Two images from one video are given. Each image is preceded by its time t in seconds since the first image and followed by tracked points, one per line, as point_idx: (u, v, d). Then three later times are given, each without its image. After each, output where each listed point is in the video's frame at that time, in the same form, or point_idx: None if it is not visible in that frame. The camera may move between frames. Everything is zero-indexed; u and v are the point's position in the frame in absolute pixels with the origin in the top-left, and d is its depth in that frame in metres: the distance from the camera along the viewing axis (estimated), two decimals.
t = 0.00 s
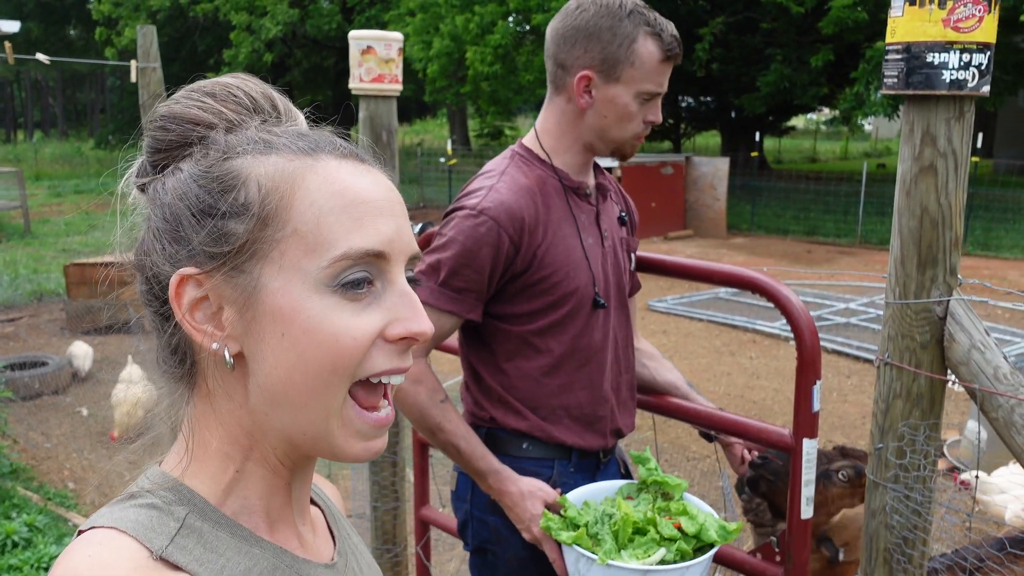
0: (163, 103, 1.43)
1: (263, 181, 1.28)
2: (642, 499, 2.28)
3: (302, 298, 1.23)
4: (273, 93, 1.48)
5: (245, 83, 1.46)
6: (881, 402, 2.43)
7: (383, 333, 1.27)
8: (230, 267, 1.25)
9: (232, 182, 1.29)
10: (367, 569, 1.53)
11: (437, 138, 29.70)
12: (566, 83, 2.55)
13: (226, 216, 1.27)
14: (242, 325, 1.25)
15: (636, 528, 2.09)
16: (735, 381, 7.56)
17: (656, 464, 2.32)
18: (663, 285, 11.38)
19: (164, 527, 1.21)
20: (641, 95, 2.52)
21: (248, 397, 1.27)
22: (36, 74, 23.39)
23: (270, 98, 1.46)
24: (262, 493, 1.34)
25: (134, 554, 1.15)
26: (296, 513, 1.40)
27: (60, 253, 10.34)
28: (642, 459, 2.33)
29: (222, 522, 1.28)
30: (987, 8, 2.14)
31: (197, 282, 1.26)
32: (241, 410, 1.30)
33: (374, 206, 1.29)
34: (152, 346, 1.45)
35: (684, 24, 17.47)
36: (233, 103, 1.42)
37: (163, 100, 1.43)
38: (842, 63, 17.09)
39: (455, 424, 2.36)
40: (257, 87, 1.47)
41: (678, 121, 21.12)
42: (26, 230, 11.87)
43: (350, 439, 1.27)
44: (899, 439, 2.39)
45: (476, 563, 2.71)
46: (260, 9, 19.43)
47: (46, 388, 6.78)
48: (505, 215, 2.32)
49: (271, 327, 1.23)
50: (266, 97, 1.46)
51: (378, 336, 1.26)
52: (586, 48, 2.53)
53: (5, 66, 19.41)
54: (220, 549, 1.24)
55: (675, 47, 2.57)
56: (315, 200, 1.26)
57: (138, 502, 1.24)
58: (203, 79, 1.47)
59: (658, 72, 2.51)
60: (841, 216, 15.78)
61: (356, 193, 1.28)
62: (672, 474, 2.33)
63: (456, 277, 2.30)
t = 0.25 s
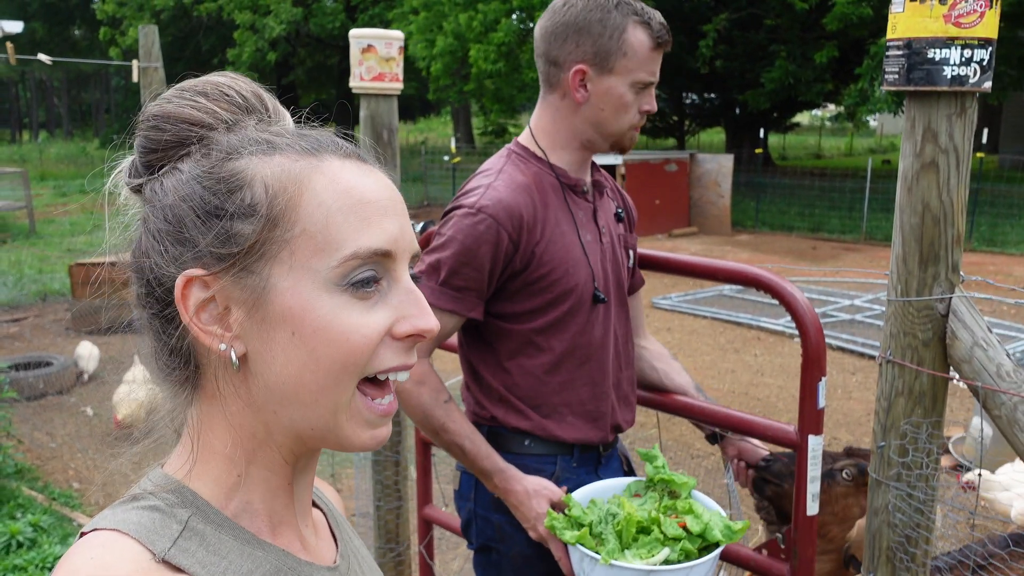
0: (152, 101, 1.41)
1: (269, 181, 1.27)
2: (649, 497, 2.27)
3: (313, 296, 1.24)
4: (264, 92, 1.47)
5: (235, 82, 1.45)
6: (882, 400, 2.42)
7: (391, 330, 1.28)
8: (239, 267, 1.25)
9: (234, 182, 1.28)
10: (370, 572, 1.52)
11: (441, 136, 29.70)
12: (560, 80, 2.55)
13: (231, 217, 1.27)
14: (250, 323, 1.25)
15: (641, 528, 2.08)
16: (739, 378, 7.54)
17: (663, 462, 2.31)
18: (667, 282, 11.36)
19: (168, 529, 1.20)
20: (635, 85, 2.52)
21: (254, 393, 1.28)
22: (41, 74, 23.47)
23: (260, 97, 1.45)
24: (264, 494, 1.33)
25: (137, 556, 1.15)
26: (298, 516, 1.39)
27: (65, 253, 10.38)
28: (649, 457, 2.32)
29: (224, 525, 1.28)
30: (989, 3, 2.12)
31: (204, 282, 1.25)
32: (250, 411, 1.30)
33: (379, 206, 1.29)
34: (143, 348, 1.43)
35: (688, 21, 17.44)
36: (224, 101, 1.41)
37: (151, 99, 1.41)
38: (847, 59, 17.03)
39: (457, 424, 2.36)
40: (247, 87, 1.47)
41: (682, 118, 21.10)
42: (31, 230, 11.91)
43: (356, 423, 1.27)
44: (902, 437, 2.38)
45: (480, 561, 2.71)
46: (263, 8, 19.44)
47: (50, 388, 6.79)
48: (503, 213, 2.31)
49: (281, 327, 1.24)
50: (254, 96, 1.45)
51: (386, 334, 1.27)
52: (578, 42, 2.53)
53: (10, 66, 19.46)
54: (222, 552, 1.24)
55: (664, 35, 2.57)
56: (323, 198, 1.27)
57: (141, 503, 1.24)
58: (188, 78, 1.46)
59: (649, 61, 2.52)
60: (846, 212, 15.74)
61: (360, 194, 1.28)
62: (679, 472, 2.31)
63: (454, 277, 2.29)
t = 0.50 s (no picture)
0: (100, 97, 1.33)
1: (306, 180, 1.28)
2: (650, 495, 2.26)
3: (358, 287, 1.28)
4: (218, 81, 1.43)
5: (206, 81, 1.42)
6: (887, 396, 2.40)
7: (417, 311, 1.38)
8: (290, 264, 1.24)
9: (263, 180, 1.26)
10: (370, 568, 1.52)
11: (445, 134, 29.71)
12: (558, 75, 2.53)
13: (266, 215, 1.25)
14: (299, 322, 1.26)
15: (638, 526, 2.08)
16: (746, 374, 7.52)
17: (665, 460, 2.29)
18: (673, 278, 11.34)
19: (169, 526, 1.20)
20: (633, 76, 2.50)
21: (307, 386, 1.29)
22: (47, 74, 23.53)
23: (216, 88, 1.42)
24: (270, 491, 1.33)
25: (138, 553, 1.15)
26: (299, 513, 1.39)
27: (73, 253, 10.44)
28: (650, 455, 2.31)
29: (226, 522, 1.27)
30: None
31: (257, 282, 1.24)
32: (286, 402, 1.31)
33: (396, 199, 1.37)
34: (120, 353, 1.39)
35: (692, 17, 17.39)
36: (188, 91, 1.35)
37: (98, 92, 1.33)
38: (853, 54, 16.96)
39: (458, 421, 2.36)
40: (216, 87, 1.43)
41: (687, 114, 21.06)
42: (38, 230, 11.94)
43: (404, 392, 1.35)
44: (907, 433, 2.37)
45: (483, 558, 2.70)
46: (268, 7, 19.44)
47: (57, 387, 6.82)
48: (499, 212, 2.31)
49: (336, 322, 1.27)
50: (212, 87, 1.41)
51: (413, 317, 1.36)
52: (575, 36, 2.51)
53: (16, 67, 19.51)
54: (224, 549, 1.24)
55: (658, 24, 2.56)
56: (357, 194, 1.31)
57: (143, 500, 1.24)
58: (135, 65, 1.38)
59: (646, 53, 2.51)
60: (852, 207, 15.68)
61: (386, 190, 1.36)
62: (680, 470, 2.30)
63: (453, 277, 2.29)
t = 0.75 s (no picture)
0: (110, 95, 1.24)
1: (357, 183, 1.31)
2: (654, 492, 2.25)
3: (401, 283, 1.36)
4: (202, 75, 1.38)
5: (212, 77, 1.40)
6: (895, 394, 2.40)
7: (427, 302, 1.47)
8: (351, 263, 1.29)
9: (316, 180, 1.28)
10: (381, 566, 1.52)
11: (451, 132, 29.69)
12: (562, 72, 2.53)
13: (331, 219, 1.27)
14: (359, 318, 1.31)
15: (641, 523, 2.08)
16: (752, 372, 7.52)
17: (671, 457, 2.29)
18: (679, 276, 11.33)
19: (184, 524, 1.21)
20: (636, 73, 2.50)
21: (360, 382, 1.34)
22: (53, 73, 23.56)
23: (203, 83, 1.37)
24: (287, 490, 1.34)
25: (153, 551, 1.16)
26: (310, 514, 1.38)
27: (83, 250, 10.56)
28: (656, 451, 2.30)
29: (241, 521, 1.27)
30: None
31: (331, 285, 1.27)
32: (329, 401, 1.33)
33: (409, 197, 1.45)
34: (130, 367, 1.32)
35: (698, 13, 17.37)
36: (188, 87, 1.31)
37: (103, 91, 1.24)
38: (859, 50, 16.92)
39: (463, 416, 2.37)
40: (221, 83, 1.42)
41: (693, 111, 21.03)
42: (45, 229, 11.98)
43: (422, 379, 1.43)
44: (915, 432, 2.36)
45: (489, 556, 2.71)
46: (273, 5, 19.45)
47: (65, 385, 6.86)
48: (504, 208, 2.31)
49: (384, 315, 1.34)
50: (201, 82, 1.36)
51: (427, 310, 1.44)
52: (578, 33, 2.51)
53: (23, 65, 19.55)
54: (238, 547, 1.24)
55: (660, 20, 2.56)
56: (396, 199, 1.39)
57: (157, 499, 1.24)
58: (114, 61, 1.28)
59: (648, 49, 2.51)
60: (858, 204, 15.64)
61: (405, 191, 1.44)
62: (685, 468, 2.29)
63: (459, 272, 2.30)
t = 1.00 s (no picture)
0: (168, 76, 1.26)
1: (395, 190, 1.36)
2: (660, 491, 2.26)
3: (422, 290, 1.40)
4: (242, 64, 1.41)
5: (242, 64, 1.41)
6: (906, 392, 2.40)
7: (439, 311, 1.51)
8: (383, 265, 1.33)
9: (354, 180, 1.31)
10: (393, 564, 1.52)
11: (454, 129, 29.68)
12: (576, 71, 2.53)
13: (375, 219, 1.32)
14: (385, 320, 1.34)
15: (647, 520, 2.09)
16: (756, 370, 7.52)
17: (677, 456, 2.29)
18: (683, 274, 11.33)
19: (198, 524, 1.21)
20: (649, 79, 2.50)
21: (384, 383, 1.37)
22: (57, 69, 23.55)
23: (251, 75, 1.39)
24: (303, 486, 1.34)
25: (168, 551, 1.15)
26: (323, 512, 1.38)
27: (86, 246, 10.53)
28: (661, 450, 2.30)
29: (255, 520, 1.27)
30: None
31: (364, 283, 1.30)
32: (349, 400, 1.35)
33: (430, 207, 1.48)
34: (157, 346, 1.32)
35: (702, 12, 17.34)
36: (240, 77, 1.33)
37: (163, 68, 1.26)
38: (864, 49, 16.88)
39: (468, 411, 2.37)
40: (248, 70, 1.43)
41: (696, 109, 21.02)
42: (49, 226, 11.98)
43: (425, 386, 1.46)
44: (926, 430, 2.36)
45: (494, 553, 2.71)
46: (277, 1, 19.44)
47: (70, 381, 6.89)
48: (513, 201, 2.31)
49: (405, 318, 1.37)
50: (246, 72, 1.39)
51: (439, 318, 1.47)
52: (596, 33, 2.50)
53: (27, 61, 19.56)
54: (252, 546, 1.24)
55: (679, 31, 2.56)
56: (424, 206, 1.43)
57: (171, 498, 1.24)
58: (179, 43, 1.30)
59: (665, 56, 2.51)
60: (862, 203, 15.63)
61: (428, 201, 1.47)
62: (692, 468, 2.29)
63: (466, 264, 2.30)
